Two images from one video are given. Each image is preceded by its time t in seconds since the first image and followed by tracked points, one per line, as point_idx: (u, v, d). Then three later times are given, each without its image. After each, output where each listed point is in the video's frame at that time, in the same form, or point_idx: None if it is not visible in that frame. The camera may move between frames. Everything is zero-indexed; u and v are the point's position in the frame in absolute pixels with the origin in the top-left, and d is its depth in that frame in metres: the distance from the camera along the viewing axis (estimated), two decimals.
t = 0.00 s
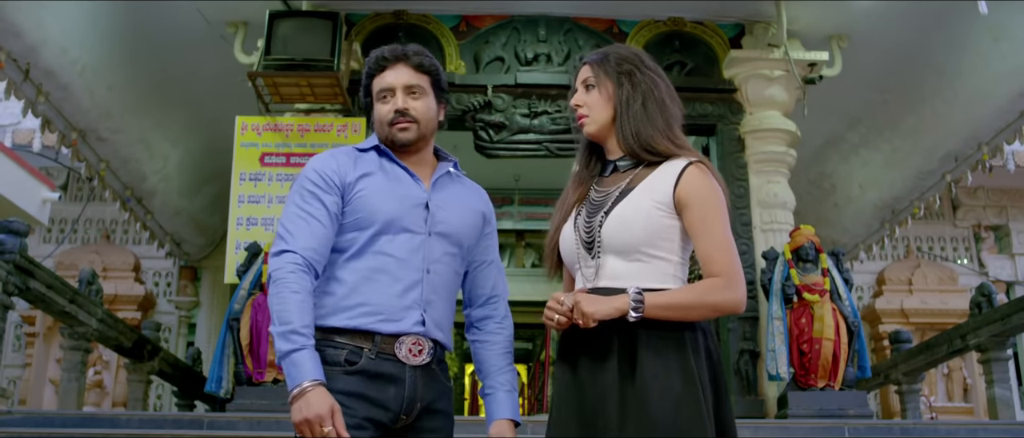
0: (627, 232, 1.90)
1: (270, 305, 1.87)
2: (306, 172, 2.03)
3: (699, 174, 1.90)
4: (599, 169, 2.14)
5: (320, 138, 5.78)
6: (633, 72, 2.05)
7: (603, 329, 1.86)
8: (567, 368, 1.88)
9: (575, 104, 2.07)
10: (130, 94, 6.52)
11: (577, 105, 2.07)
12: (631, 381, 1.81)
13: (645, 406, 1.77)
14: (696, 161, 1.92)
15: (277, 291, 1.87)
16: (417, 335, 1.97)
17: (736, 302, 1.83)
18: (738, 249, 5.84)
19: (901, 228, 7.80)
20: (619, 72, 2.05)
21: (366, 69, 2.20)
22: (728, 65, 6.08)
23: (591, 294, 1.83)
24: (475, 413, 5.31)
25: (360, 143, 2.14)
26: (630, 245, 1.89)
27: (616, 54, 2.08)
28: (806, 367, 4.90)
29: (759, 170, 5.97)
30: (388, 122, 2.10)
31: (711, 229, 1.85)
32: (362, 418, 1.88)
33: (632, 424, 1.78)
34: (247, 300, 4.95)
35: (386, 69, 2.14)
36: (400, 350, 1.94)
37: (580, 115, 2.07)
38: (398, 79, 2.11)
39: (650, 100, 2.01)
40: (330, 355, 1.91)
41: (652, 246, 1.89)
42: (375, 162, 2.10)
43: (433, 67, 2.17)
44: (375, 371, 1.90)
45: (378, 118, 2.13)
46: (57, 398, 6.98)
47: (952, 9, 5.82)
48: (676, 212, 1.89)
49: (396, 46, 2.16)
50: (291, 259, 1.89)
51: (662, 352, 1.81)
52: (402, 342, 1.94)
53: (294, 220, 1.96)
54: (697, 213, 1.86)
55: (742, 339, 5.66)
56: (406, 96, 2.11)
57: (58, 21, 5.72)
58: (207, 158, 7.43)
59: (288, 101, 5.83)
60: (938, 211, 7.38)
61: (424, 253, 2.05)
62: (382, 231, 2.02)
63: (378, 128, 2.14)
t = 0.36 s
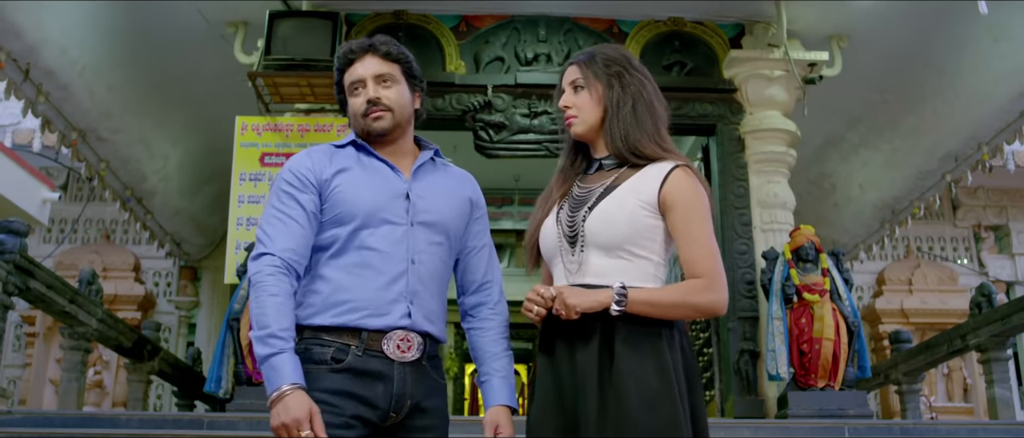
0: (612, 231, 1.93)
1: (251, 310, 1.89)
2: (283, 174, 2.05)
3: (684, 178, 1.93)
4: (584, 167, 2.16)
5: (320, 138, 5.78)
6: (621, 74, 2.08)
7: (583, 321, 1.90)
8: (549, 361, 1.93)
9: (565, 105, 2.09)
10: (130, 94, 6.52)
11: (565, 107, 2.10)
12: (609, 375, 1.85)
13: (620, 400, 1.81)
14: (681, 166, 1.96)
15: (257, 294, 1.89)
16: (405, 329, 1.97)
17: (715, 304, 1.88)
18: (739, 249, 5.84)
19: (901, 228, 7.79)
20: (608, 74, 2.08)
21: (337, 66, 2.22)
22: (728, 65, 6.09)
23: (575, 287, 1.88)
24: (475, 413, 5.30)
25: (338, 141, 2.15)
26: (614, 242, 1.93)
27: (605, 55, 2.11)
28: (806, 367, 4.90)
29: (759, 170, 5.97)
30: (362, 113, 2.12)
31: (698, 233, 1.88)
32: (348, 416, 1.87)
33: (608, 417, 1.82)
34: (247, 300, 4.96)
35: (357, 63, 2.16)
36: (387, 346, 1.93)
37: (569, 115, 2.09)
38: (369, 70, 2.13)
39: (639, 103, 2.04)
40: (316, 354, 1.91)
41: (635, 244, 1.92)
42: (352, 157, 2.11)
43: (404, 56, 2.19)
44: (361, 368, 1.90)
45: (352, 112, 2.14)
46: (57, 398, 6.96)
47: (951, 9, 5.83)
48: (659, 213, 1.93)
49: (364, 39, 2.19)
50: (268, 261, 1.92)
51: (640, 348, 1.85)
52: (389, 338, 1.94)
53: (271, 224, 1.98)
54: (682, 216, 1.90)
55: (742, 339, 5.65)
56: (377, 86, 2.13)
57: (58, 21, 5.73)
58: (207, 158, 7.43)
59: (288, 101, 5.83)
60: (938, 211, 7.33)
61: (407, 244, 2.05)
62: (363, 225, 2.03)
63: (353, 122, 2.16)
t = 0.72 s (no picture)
0: (579, 231, 2.02)
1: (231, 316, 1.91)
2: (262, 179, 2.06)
3: (649, 179, 2.02)
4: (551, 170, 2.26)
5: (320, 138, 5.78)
6: (592, 75, 2.16)
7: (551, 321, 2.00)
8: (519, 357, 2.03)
9: (533, 104, 2.18)
10: (130, 94, 6.53)
11: (534, 105, 2.19)
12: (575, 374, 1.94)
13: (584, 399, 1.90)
14: (646, 167, 2.04)
15: (235, 300, 1.91)
16: (390, 327, 1.96)
17: (682, 303, 1.96)
18: (739, 249, 5.84)
19: (900, 228, 7.79)
20: (578, 74, 2.16)
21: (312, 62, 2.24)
22: (728, 65, 6.10)
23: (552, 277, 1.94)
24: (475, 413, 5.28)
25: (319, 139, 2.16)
26: (580, 243, 2.02)
27: (576, 55, 2.19)
28: (806, 367, 4.89)
29: (759, 170, 5.97)
30: (339, 106, 2.13)
31: (661, 235, 1.97)
32: (332, 417, 1.87)
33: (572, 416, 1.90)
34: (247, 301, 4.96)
35: (330, 57, 2.18)
36: (371, 344, 1.93)
37: (538, 114, 2.18)
38: (343, 63, 2.15)
39: (607, 104, 2.13)
40: (301, 354, 1.92)
41: (601, 245, 2.01)
42: (332, 156, 2.11)
43: (379, 47, 2.20)
44: (345, 368, 1.90)
45: (329, 106, 2.16)
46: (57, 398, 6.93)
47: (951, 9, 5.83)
48: (626, 214, 2.01)
49: (337, 34, 2.20)
50: (246, 268, 1.93)
51: (606, 349, 1.93)
52: (374, 336, 1.94)
53: (249, 230, 2.00)
54: (646, 216, 1.98)
55: (742, 339, 5.65)
56: (352, 78, 2.14)
57: (58, 21, 5.74)
58: (207, 158, 7.43)
59: (288, 101, 5.84)
60: (938, 211, 7.33)
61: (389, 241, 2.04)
62: (343, 224, 2.03)
63: (331, 116, 2.17)
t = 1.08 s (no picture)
0: (563, 234, 2.06)
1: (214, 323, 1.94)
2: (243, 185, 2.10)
3: (633, 183, 2.09)
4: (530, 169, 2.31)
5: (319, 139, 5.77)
6: (575, 78, 2.23)
7: (533, 327, 2.05)
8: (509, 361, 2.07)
9: (515, 103, 2.24)
10: (130, 94, 6.53)
11: (517, 104, 2.24)
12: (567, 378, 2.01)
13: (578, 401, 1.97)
14: (629, 170, 2.12)
15: (216, 307, 1.94)
16: (372, 327, 1.96)
17: (668, 306, 2.03)
18: (739, 249, 5.84)
19: (901, 229, 7.78)
20: (562, 76, 2.23)
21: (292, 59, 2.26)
22: (728, 65, 6.10)
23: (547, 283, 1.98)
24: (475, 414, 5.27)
25: (300, 142, 2.19)
26: (566, 245, 2.06)
27: (558, 59, 2.26)
28: (806, 368, 4.90)
29: (759, 171, 5.98)
30: (320, 99, 2.14)
31: (648, 240, 2.04)
32: (316, 418, 1.87)
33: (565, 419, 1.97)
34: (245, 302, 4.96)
35: (310, 52, 2.19)
36: (354, 343, 1.93)
37: (519, 113, 2.23)
38: (322, 57, 2.16)
39: (590, 108, 2.20)
40: (285, 355, 1.93)
41: (587, 247, 2.06)
42: (312, 159, 2.13)
43: (358, 42, 2.21)
44: (329, 368, 1.90)
45: (309, 100, 2.17)
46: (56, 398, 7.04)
47: (951, 10, 5.83)
48: (611, 217, 2.07)
49: (316, 29, 2.22)
50: (225, 274, 1.96)
51: (598, 354, 2.00)
52: (357, 335, 1.94)
53: (229, 237, 2.03)
54: (633, 220, 2.05)
55: (742, 339, 5.65)
56: (332, 72, 2.15)
57: (57, 21, 5.74)
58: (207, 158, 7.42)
59: (287, 101, 5.84)
60: (938, 210, 7.14)
61: (369, 241, 2.04)
62: (324, 227, 2.04)
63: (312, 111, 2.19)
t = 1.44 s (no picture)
0: (555, 234, 2.06)
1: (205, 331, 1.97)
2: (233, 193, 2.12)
3: (625, 182, 2.10)
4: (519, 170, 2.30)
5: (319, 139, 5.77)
6: (565, 78, 2.23)
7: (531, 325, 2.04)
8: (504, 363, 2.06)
9: (506, 104, 2.22)
10: (130, 94, 6.53)
11: (507, 106, 2.23)
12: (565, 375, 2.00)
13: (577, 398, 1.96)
14: (621, 170, 2.13)
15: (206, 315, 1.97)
16: (360, 328, 1.95)
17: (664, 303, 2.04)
18: (739, 249, 5.84)
19: (901, 229, 7.78)
20: (551, 77, 2.23)
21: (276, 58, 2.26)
22: (728, 66, 6.10)
23: (545, 285, 1.98)
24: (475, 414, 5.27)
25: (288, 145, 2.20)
26: (560, 245, 2.06)
27: (546, 59, 2.26)
28: (806, 368, 4.89)
29: (759, 171, 5.98)
30: (308, 97, 2.15)
31: (641, 239, 2.05)
32: (306, 419, 1.88)
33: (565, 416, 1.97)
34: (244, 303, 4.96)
35: (295, 50, 2.20)
36: (344, 343, 1.93)
37: (510, 114, 2.22)
38: (307, 55, 2.17)
39: (580, 109, 2.21)
40: (276, 356, 1.95)
41: (581, 246, 2.06)
42: (299, 162, 2.14)
43: (342, 39, 2.22)
44: (318, 369, 1.90)
45: (296, 99, 2.18)
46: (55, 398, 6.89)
47: (951, 9, 5.82)
48: (603, 216, 2.08)
49: (300, 28, 2.22)
50: (213, 282, 1.99)
51: (595, 349, 2.00)
52: (345, 334, 1.94)
53: (218, 244, 2.06)
54: (626, 219, 2.06)
55: (742, 340, 5.65)
56: (317, 70, 2.16)
57: (57, 20, 5.75)
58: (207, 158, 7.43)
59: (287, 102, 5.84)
60: (937, 210, 7.08)
61: (353, 242, 2.03)
62: (309, 230, 2.04)
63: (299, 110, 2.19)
